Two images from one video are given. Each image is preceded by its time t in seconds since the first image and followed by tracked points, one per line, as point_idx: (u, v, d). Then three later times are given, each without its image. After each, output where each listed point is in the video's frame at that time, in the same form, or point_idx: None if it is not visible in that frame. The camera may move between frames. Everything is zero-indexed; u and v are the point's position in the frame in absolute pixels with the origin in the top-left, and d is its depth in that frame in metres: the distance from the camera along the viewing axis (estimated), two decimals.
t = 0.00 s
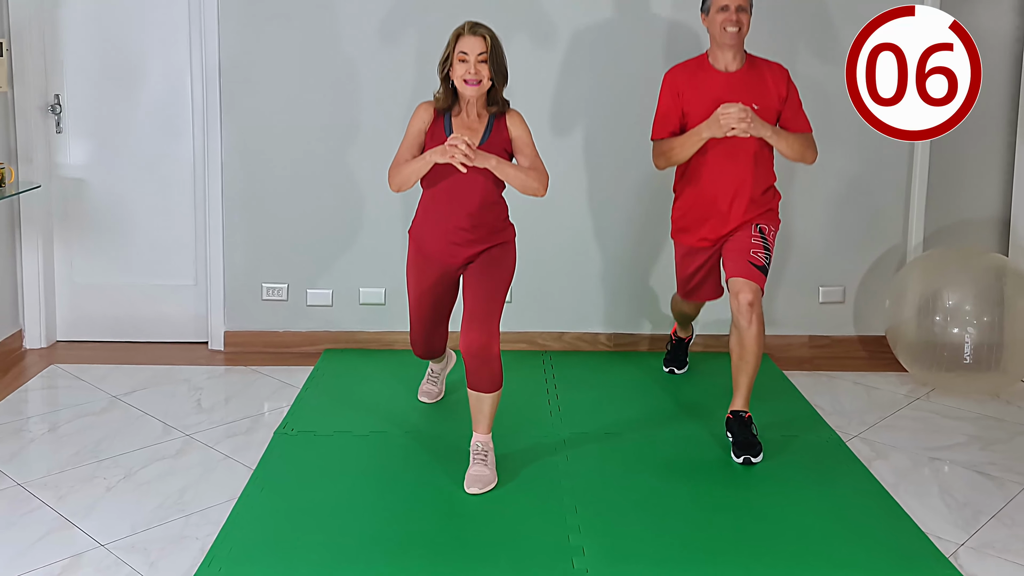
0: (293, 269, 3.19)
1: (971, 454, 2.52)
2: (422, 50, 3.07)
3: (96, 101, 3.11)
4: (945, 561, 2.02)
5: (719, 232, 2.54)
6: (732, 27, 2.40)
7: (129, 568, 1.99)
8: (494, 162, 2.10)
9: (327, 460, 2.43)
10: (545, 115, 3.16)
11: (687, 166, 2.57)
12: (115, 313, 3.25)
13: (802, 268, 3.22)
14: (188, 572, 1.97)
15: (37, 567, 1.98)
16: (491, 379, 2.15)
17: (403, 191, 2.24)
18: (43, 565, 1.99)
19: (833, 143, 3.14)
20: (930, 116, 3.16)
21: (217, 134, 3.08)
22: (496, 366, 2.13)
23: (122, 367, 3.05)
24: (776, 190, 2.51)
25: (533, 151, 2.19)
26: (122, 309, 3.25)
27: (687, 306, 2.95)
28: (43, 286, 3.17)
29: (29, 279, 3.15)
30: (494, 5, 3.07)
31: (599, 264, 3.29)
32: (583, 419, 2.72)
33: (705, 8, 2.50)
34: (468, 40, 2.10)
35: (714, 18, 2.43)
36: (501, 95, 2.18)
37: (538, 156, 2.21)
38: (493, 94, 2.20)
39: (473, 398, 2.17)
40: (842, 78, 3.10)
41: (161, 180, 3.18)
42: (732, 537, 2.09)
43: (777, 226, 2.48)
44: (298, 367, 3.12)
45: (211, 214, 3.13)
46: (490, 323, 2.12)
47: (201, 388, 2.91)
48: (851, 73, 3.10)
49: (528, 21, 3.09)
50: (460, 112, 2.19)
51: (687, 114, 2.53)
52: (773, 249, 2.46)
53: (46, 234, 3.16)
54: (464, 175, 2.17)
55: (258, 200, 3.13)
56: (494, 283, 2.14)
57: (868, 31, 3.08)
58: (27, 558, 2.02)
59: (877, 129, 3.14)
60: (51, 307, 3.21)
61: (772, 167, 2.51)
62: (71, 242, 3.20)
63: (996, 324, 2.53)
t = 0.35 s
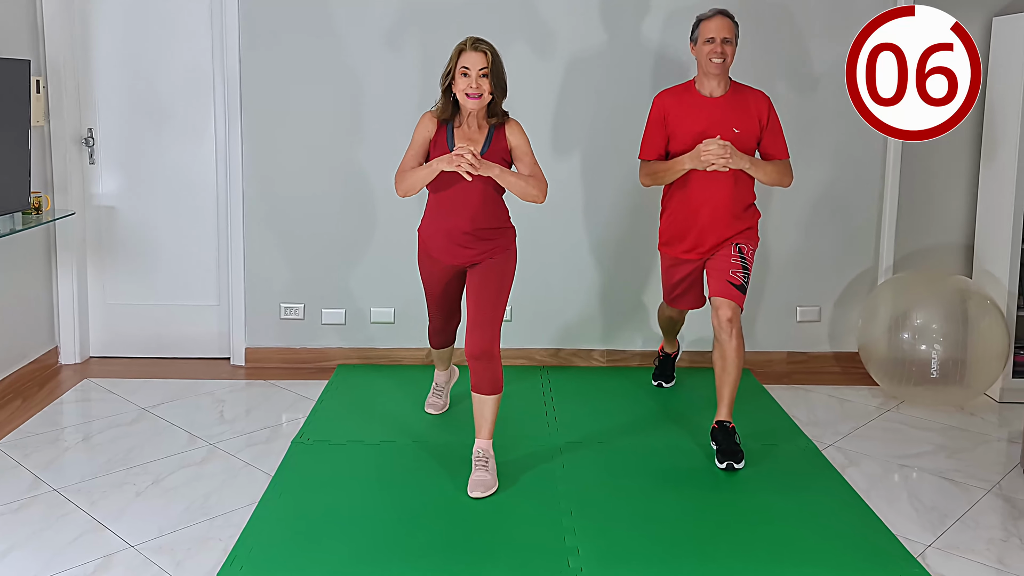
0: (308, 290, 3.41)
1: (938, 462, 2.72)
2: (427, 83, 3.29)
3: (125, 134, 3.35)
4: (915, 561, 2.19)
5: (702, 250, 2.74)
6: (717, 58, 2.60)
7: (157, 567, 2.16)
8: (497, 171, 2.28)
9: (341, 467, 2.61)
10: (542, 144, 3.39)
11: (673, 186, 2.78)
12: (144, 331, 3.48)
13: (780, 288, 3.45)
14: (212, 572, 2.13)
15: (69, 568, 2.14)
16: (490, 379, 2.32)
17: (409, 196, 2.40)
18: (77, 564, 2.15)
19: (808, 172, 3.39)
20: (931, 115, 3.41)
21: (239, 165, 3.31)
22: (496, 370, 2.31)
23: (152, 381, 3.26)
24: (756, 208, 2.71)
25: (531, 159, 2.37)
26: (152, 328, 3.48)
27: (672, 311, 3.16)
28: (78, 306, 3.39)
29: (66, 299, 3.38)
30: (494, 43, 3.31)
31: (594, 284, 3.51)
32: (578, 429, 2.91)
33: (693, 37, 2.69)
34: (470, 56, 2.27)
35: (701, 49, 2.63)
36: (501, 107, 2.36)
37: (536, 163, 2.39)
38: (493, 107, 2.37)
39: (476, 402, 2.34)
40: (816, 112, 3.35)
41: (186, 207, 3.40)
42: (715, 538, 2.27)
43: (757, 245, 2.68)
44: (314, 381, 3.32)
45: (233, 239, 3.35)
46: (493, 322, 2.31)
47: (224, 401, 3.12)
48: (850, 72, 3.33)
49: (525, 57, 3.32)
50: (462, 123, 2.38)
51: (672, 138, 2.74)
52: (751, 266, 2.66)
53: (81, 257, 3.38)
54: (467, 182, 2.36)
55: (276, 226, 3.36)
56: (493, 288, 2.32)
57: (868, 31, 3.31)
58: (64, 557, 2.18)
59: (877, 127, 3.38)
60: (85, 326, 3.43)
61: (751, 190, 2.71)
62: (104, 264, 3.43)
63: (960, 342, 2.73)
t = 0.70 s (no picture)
0: (326, 311, 3.76)
1: (905, 469, 2.96)
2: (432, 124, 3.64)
3: (155, 168, 3.74)
4: (884, 562, 2.38)
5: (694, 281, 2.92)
6: (708, 105, 2.74)
7: (184, 566, 2.35)
8: (500, 187, 2.47)
9: (354, 474, 2.83)
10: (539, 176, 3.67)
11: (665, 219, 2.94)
12: (172, 348, 3.85)
13: (761, 308, 3.74)
14: (236, 570, 2.32)
15: (105, 567, 2.33)
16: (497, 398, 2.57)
17: (425, 209, 2.60)
18: (111, 564, 2.34)
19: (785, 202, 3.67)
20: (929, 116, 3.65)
21: (260, 197, 3.68)
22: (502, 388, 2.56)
23: (179, 395, 3.58)
24: (740, 247, 2.88)
25: (538, 175, 2.55)
26: (179, 346, 3.86)
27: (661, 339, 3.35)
28: (112, 326, 3.75)
29: (101, 320, 3.73)
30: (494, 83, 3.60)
31: (587, 306, 3.78)
32: (574, 438, 3.15)
33: (685, 84, 2.83)
34: (482, 74, 2.47)
35: (692, 96, 2.77)
36: (511, 124, 2.54)
37: (542, 181, 2.56)
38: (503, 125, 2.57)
39: (481, 416, 2.59)
40: (790, 146, 3.64)
41: (212, 234, 3.78)
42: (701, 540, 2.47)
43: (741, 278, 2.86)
44: (330, 394, 3.64)
45: (256, 264, 3.73)
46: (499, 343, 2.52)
47: (247, 413, 3.40)
48: (851, 71, 3.60)
49: (523, 93, 3.60)
50: (474, 140, 2.57)
51: (665, 171, 2.90)
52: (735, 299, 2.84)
53: (114, 281, 3.75)
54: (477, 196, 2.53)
55: (297, 253, 3.72)
56: (504, 308, 2.51)
57: (869, 31, 3.57)
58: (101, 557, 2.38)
59: (876, 127, 3.64)
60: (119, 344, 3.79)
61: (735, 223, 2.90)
62: (136, 288, 3.80)
63: (926, 358, 2.96)
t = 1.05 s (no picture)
0: (342, 333, 4.18)
1: (873, 476, 3.26)
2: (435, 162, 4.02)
3: (186, 204, 4.14)
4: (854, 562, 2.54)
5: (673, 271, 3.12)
6: (687, 108, 2.96)
7: (212, 565, 2.52)
8: (504, 215, 2.69)
9: (365, 481, 3.06)
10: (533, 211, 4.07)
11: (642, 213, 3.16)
12: (201, 366, 4.28)
13: (736, 332, 4.21)
14: (259, 569, 2.48)
15: (140, 566, 2.51)
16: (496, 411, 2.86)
17: (422, 242, 2.75)
18: (145, 564, 2.52)
19: (751, 234, 4.12)
20: (927, 116, 4.06)
21: (281, 230, 4.07)
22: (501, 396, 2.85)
23: (208, 409, 4.01)
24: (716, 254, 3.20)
25: (527, 205, 2.81)
26: (208, 365, 4.28)
27: (656, 339, 3.03)
28: (145, 347, 4.20)
29: (136, 341, 4.19)
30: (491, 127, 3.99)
31: (577, 328, 4.17)
32: (570, 448, 3.43)
33: (667, 86, 3.03)
34: (472, 112, 2.67)
35: (673, 99, 2.98)
36: (498, 158, 2.78)
37: (530, 209, 2.83)
38: (491, 159, 2.79)
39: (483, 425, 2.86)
40: (759, 184, 4.08)
41: (238, 261, 4.20)
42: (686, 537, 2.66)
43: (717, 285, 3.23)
44: (346, 408, 4.03)
45: (277, 291, 4.13)
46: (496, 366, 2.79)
47: (269, 425, 3.78)
48: (853, 70, 3.99)
49: (520, 134, 4.00)
50: (466, 174, 2.77)
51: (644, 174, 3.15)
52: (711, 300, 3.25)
53: (147, 307, 4.19)
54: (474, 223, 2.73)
55: (315, 280, 4.13)
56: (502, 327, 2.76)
57: (870, 31, 3.97)
58: (137, 556, 2.57)
59: (879, 126, 4.05)
60: (152, 363, 4.24)
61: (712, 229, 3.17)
62: (166, 312, 4.24)
63: (890, 375, 3.25)
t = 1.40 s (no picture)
0: (350, 343, 4.34)
1: (855, 480, 3.42)
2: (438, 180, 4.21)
3: (201, 220, 4.34)
4: (837, 562, 2.63)
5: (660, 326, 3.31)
6: (681, 194, 3.19)
7: (226, 565, 2.61)
8: (489, 233, 2.88)
9: (372, 484, 3.20)
10: (531, 227, 4.25)
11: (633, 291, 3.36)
12: (215, 375, 4.48)
13: (728, 343, 4.38)
14: (270, 569, 2.57)
15: (157, 565, 2.59)
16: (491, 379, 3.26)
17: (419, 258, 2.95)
18: (161, 564, 2.60)
19: (741, 249, 4.30)
20: (926, 117, 4.28)
21: (290, 245, 4.25)
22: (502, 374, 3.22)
23: (220, 416, 4.19)
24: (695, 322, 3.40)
25: (519, 223, 2.99)
26: (221, 374, 4.48)
27: (668, 373, 3.05)
28: (162, 356, 4.38)
29: (153, 350, 4.37)
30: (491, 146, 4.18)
31: (574, 339, 4.36)
32: (567, 453, 3.59)
33: (664, 172, 3.28)
34: (467, 137, 2.84)
35: (668, 185, 3.22)
36: (492, 180, 2.96)
37: (523, 226, 3.01)
38: (486, 181, 2.96)
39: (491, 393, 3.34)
40: (748, 200, 4.26)
41: (252, 275, 4.39)
42: (674, 537, 2.78)
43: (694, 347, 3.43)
44: (353, 415, 4.21)
45: (286, 303, 4.31)
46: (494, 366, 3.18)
47: (280, 431, 3.97)
48: (852, 69, 4.16)
49: (520, 152, 4.18)
50: (463, 196, 2.96)
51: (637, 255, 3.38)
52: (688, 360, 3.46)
53: (164, 317, 4.38)
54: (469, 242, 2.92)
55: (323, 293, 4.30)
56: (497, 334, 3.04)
57: (869, 31, 4.14)
58: (155, 556, 2.65)
59: (879, 127, 4.21)
60: (167, 373, 4.42)
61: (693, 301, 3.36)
62: (183, 323, 4.44)
63: (873, 383, 3.41)
